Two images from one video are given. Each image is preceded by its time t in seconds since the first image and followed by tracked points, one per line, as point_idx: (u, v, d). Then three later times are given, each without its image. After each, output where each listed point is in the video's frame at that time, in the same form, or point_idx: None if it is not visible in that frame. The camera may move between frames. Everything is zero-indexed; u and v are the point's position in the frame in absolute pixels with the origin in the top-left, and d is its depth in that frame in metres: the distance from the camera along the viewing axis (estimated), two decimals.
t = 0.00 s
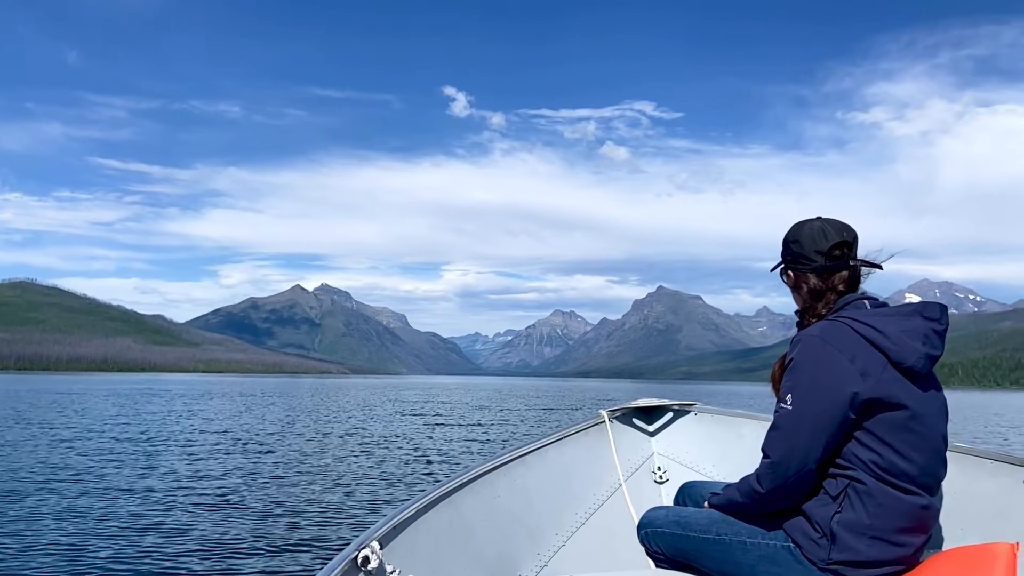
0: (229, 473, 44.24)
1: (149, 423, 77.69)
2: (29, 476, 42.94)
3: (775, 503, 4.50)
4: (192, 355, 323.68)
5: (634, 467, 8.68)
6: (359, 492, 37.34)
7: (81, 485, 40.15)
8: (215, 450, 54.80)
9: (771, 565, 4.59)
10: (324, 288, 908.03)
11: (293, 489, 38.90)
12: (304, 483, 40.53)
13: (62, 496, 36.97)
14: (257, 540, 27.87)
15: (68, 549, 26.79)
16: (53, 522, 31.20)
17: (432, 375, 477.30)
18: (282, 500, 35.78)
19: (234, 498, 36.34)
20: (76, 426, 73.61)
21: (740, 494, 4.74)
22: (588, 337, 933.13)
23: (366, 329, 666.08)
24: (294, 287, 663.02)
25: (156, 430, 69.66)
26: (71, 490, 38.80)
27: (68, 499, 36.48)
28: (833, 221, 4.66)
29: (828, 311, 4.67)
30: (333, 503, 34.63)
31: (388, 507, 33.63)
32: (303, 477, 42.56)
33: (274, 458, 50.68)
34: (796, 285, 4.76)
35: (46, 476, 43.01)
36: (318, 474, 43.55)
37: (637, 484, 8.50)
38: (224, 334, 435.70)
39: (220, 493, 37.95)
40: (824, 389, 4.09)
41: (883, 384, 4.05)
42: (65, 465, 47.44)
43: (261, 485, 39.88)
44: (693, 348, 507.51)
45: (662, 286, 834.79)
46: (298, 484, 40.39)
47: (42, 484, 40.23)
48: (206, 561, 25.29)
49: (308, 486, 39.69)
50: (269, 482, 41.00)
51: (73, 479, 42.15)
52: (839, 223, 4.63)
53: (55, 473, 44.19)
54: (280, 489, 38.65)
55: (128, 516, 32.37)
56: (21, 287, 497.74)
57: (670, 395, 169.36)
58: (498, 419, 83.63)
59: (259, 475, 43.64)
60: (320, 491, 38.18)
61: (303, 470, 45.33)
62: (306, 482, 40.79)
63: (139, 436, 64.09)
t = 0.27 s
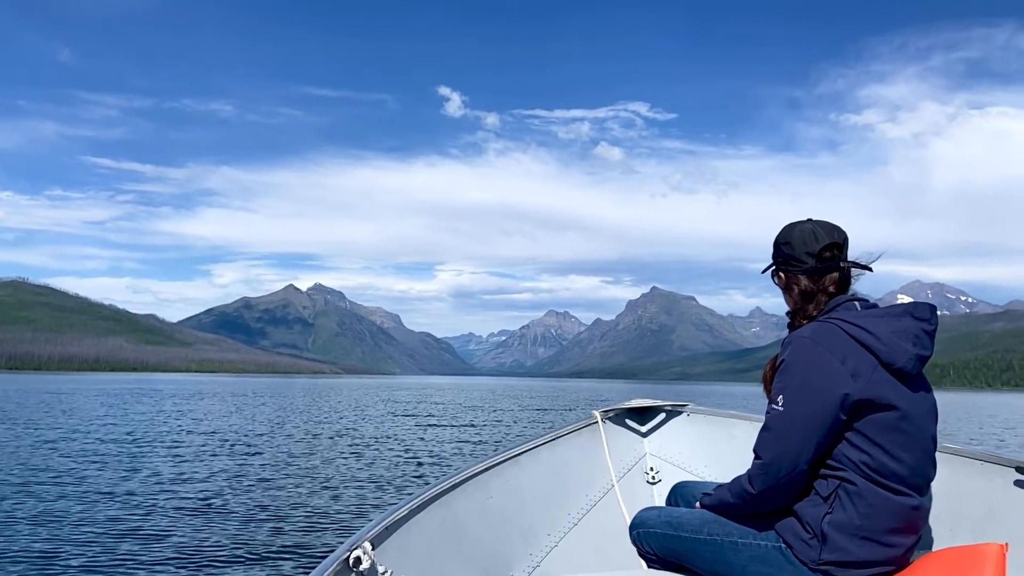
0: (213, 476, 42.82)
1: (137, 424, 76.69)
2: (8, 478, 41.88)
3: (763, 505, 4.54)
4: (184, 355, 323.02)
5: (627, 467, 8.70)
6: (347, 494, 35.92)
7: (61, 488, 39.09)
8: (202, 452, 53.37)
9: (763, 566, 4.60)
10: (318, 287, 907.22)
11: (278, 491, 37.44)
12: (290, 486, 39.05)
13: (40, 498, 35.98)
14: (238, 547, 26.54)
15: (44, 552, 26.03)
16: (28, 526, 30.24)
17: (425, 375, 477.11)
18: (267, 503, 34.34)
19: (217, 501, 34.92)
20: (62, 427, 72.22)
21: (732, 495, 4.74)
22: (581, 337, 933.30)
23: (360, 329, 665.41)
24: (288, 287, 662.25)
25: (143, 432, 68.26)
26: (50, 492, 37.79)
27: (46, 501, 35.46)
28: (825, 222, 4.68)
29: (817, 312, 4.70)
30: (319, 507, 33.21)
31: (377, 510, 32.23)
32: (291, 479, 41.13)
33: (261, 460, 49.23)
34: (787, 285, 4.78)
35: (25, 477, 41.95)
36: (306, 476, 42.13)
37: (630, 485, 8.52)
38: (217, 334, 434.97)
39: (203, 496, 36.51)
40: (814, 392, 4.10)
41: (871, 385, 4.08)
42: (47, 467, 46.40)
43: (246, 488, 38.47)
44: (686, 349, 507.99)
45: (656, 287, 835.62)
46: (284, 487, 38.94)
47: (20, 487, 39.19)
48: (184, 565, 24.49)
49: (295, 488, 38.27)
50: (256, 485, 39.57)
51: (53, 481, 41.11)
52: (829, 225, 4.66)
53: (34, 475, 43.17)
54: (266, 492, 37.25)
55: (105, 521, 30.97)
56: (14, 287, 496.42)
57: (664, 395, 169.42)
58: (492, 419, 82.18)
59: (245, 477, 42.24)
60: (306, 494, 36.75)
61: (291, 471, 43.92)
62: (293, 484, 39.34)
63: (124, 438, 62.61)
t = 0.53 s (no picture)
0: (198, 477, 41.46)
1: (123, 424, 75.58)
2: None
3: (754, 505, 4.56)
4: (176, 354, 321.93)
5: (618, 468, 8.71)
6: (335, 498, 34.60)
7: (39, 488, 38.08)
8: (188, 453, 51.96)
9: (753, 568, 4.61)
10: (311, 287, 906.03)
11: (264, 494, 36.10)
12: (276, 488, 37.73)
13: (16, 499, 35.00)
14: (219, 553, 25.29)
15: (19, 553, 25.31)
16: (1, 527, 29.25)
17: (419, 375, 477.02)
18: (251, 507, 33.03)
19: (200, 504, 33.58)
20: (46, 427, 70.73)
21: (724, 495, 4.75)
22: (575, 338, 933.23)
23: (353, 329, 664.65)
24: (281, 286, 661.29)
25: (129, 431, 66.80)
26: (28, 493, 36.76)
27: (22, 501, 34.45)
28: (815, 223, 4.71)
29: (808, 313, 4.71)
30: (305, 510, 31.94)
31: (365, 515, 30.95)
32: (278, 481, 39.81)
33: (248, 461, 47.90)
34: (776, 287, 4.81)
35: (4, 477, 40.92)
36: (294, 478, 40.80)
37: (622, 486, 8.54)
38: (209, 333, 433.95)
39: (185, 498, 35.15)
40: (805, 391, 4.11)
41: (860, 387, 4.10)
42: (28, 466, 45.35)
43: (231, 491, 37.15)
44: (680, 350, 508.51)
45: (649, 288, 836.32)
46: (270, 490, 37.64)
47: None
48: (161, 568, 23.62)
49: (281, 491, 36.94)
50: (241, 487, 38.21)
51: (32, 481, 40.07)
52: (820, 227, 4.67)
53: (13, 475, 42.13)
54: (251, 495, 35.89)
55: (81, 525, 29.61)
56: (5, 286, 494.63)
57: (657, 396, 169.25)
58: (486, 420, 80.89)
59: (230, 478, 40.89)
60: (292, 497, 35.38)
61: (278, 473, 42.60)
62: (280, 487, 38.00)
63: (109, 438, 61.14)
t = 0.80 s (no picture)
0: (184, 480, 40.91)
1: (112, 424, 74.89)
2: None
3: (747, 507, 4.56)
4: (169, 354, 321.17)
5: (612, 469, 8.72)
6: (323, 502, 34.05)
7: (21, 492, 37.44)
8: (176, 455, 51.46)
9: (747, 566, 4.63)
10: (306, 287, 904.91)
11: (249, 499, 35.51)
12: (263, 492, 37.12)
13: None
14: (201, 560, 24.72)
15: None
16: None
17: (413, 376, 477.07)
18: (236, 511, 32.43)
19: (183, 509, 32.95)
20: (33, 428, 70.08)
21: (717, 496, 4.77)
22: (570, 338, 933.26)
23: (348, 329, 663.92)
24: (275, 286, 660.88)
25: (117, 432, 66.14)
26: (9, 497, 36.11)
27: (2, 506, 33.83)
28: (807, 224, 4.72)
29: (803, 313, 4.71)
30: (291, 515, 31.37)
31: (353, 519, 30.46)
32: (265, 485, 39.23)
33: (236, 463, 47.35)
34: (771, 287, 4.82)
35: None
36: (282, 481, 40.23)
37: (616, 487, 8.54)
38: (203, 333, 433.32)
39: (169, 502, 34.56)
40: (795, 391, 4.14)
41: (855, 388, 4.11)
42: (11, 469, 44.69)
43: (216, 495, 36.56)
44: (674, 350, 509.12)
45: (644, 288, 836.89)
46: (256, 493, 37.07)
47: None
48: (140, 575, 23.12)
49: (268, 494, 36.40)
50: (226, 490, 37.61)
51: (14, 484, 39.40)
52: (812, 228, 4.69)
53: None
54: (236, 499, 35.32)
55: (59, 531, 28.96)
56: None
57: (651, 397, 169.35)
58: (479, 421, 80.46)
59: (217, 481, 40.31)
60: (278, 501, 34.78)
61: (266, 476, 42.06)
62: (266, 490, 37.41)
63: (97, 439, 60.53)
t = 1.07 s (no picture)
0: (169, 483, 39.90)
1: (101, 425, 74.00)
2: None
3: (742, 506, 4.56)
4: (164, 355, 320.60)
5: (607, 470, 8.72)
6: (310, 508, 33.20)
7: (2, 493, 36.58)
8: (163, 457, 50.58)
9: (737, 569, 4.66)
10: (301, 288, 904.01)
11: (236, 503, 34.80)
12: (251, 496, 36.40)
13: None
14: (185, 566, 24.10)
15: None
16: None
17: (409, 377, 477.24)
18: (220, 518, 31.50)
19: (165, 515, 32.04)
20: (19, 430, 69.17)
21: (712, 497, 4.76)
22: (565, 339, 933.38)
23: (342, 329, 663.24)
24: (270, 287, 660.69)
25: (104, 434, 65.18)
26: None
27: None
28: (796, 229, 4.75)
29: (795, 314, 4.74)
30: (278, 522, 30.52)
31: (342, 525, 29.86)
32: (252, 489, 38.39)
33: (223, 466, 46.42)
34: (765, 291, 4.83)
35: None
36: (270, 485, 39.35)
37: (609, 489, 8.56)
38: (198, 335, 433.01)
39: (149, 508, 33.57)
40: (791, 389, 4.14)
41: (848, 390, 4.13)
42: None
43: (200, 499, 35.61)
44: (669, 352, 509.70)
45: (639, 290, 837.67)
46: (243, 498, 36.19)
47: None
48: None
49: (255, 500, 35.55)
50: (210, 495, 36.75)
51: None
52: (804, 231, 4.71)
53: None
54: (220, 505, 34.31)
55: (38, 536, 28.19)
56: None
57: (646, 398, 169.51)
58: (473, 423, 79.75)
59: (202, 485, 39.44)
60: (264, 507, 33.88)
61: (254, 480, 41.22)
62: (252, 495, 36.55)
63: (84, 441, 59.65)
